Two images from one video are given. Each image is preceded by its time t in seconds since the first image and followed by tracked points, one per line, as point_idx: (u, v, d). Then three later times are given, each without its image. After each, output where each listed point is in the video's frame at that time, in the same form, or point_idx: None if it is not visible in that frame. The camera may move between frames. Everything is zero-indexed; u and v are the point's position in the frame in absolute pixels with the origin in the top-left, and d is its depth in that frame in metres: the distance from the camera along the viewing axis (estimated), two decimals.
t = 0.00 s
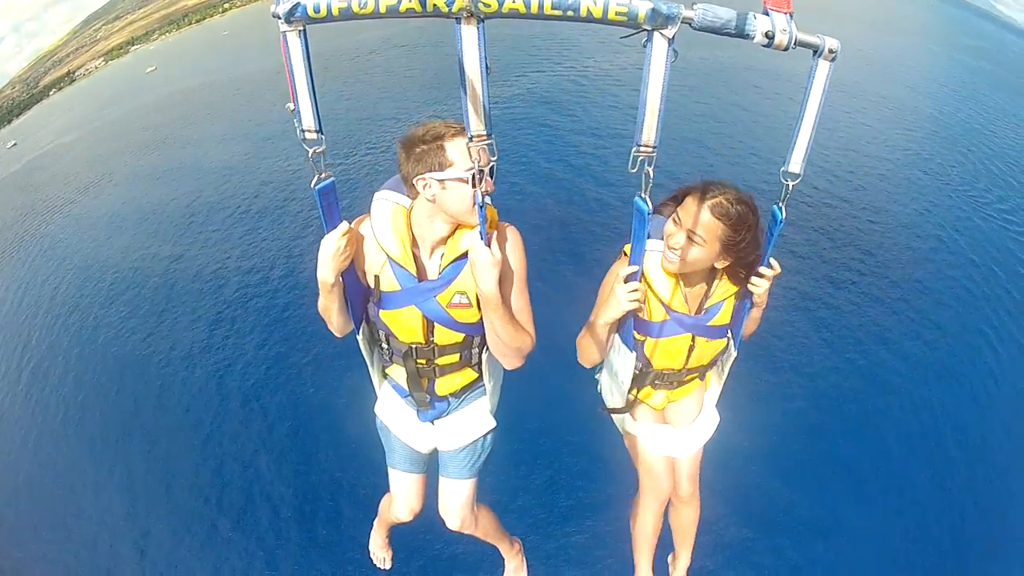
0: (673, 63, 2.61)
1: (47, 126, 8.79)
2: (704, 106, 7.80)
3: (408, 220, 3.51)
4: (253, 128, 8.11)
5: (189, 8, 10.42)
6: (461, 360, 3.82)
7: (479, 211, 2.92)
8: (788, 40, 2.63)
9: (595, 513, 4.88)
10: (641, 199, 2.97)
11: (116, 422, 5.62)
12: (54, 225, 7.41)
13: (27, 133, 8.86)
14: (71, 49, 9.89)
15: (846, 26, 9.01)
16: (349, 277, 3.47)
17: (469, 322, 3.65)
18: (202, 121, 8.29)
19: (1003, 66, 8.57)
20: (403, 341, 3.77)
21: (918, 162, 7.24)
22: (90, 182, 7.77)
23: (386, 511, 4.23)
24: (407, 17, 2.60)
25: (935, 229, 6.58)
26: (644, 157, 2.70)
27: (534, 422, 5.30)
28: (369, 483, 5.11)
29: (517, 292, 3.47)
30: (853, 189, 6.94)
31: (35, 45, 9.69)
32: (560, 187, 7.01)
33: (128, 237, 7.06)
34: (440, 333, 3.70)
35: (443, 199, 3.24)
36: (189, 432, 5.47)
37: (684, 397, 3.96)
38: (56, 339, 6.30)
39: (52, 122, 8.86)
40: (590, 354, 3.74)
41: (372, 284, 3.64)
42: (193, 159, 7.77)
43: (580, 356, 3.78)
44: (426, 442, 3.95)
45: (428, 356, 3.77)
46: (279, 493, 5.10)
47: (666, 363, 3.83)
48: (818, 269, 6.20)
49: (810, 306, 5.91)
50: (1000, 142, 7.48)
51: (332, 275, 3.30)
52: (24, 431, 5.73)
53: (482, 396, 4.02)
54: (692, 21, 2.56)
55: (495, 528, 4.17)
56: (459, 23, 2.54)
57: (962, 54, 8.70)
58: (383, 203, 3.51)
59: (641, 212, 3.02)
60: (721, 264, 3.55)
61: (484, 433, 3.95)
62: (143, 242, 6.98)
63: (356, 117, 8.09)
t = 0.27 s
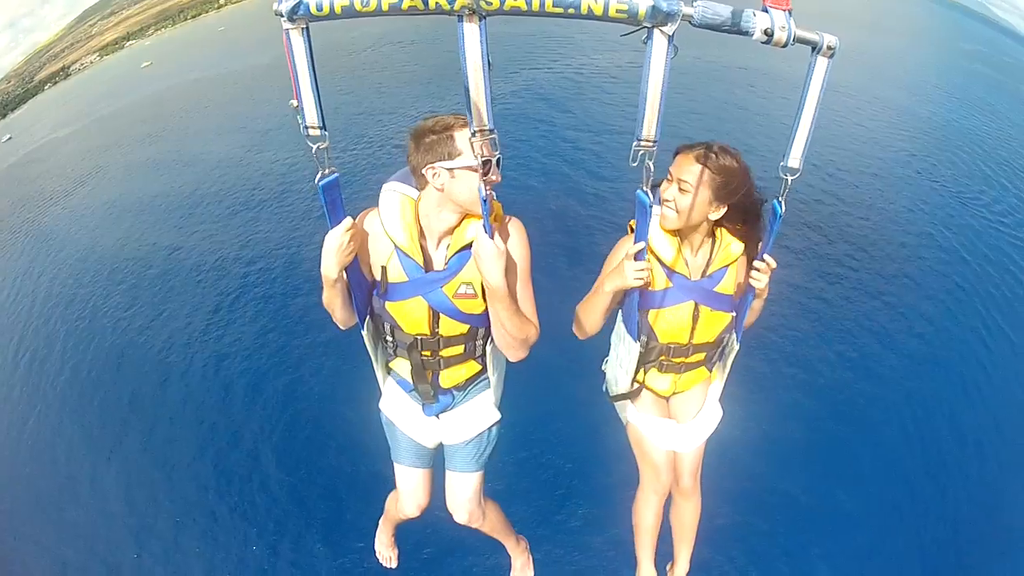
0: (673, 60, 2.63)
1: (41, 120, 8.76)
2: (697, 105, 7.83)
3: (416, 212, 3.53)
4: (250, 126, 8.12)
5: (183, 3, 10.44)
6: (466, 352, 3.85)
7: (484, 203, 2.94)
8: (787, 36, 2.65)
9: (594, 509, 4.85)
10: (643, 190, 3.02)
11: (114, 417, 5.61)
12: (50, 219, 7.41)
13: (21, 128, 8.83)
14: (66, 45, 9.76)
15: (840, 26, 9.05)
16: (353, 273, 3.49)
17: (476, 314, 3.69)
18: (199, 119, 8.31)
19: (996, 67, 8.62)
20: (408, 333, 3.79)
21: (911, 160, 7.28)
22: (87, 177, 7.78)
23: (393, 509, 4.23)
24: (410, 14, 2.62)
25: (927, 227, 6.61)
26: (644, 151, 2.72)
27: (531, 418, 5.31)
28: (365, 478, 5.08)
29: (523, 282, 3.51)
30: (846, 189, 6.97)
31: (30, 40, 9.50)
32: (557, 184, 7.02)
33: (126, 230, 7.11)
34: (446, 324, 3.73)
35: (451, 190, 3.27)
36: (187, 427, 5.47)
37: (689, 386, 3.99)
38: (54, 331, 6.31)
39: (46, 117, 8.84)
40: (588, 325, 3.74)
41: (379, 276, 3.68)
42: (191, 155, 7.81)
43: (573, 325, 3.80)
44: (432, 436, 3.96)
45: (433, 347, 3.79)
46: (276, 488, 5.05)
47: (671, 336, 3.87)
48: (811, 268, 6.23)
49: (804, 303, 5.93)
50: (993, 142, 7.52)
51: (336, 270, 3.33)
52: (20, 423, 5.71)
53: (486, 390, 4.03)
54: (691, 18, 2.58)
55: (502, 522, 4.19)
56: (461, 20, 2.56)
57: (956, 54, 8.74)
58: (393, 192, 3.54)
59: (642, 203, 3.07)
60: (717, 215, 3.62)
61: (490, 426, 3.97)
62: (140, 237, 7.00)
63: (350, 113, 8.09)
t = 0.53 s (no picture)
0: (672, 58, 2.64)
1: (30, 108, 8.74)
2: (688, 106, 7.85)
3: (426, 203, 3.57)
4: (241, 117, 8.13)
5: None
6: (463, 343, 3.86)
7: (482, 200, 2.92)
8: (785, 35, 2.66)
9: (587, 504, 4.82)
10: (642, 186, 3.03)
11: (104, 406, 5.59)
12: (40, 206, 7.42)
13: (10, 115, 8.79)
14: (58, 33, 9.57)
15: (832, 29, 9.09)
16: (350, 269, 3.48)
17: (475, 306, 3.73)
18: (191, 109, 8.32)
19: (986, 74, 8.67)
20: (406, 324, 3.78)
21: (898, 166, 7.33)
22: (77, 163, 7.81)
23: (394, 507, 4.18)
24: (409, 13, 2.63)
25: (914, 230, 6.64)
26: (643, 149, 2.73)
27: (521, 415, 5.30)
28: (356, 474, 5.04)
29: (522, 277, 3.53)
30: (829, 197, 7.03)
31: (22, 27, 9.25)
32: (549, 182, 7.02)
33: (117, 215, 7.17)
34: (446, 315, 3.74)
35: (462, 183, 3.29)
36: (178, 420, 5.43)
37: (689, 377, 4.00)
38: (44, 317, 6.33)
39: (35, 105, 8.81)
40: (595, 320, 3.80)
41: (382, 264, 3.67)
42: (181, 145, 7.85)
43: (584, 323, 3.86)
44: (430, 433, 3.94)
45: (432, 339, 3.80)
46: (268, 483, 5.01)
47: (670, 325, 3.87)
48: (795, 272, 6.28)
49: (789, 306, 5.97)
50: (984, 148, 7.56)
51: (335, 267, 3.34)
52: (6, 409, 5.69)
53: (482, 383, 4.07)
54: (690, 17, 2.59)
55: (503, 517, 4.17)
56: (460, 20, 2.57)
57: (945, 61, 8.78)
58: (404, 180, 3.57)
59: (641, 199, 3.08)
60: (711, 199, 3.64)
61: (488, 419, 3.98)
62: (129, 226, 7.03)
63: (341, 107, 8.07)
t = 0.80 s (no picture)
0: (673, 57, 2.65)
1: (27, 105, 8.76)
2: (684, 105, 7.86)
3: (444, 198, 3.54)
4: (239, 116, 8.14)
5: None
6: (469, 337, 3.88)
7: (483, 196, 2.95)
8: (785, 34, 2.66)
9: (586, 502, 4.81)
10: (645, 187, 3.03)
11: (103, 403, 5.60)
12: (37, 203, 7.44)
13: (7, 113, 8.81)
14: (54, 32, 9.78)
15: (828, 28, 9.10)
16: (356, 266, 3.49)
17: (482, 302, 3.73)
18: (187, 108, 8.34)
19: (982, 74, 8.68)
20: (413, 319, 3.80)
21: (894, 166, 7.34)
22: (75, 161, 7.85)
23: (405, 504, 4.20)
24: (410, 13, 2.64)
25: (910, 229, 6.66)
26: (645, 147, 2.74)
27: (520, 411, 5.29)
28: (354, 471, 5.03)
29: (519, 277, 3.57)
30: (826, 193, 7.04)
31: (18, 27, 9.49)
32: (547, 181, 7.02)
33: (117, 211, 7.20)
34: (453, 310, 3.76)
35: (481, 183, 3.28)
36: (177, 418, 5.43)
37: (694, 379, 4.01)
38: (44, 313, 6.35)
39: (33, 103, 8.84)
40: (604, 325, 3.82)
41: (394, 258, 3.66)
42: (178, 142, 7.87)
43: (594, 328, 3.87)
44: (437, 427, 3.97)
45: (437, 333, 3.80)
46: (267, 482, 5.00)
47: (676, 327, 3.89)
48: (791, 270, 6.28)
49: (789, 302, 5.96)
50: (981, 148, 7.57)
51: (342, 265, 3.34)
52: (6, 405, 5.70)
53: (487, 376, 4.07)
54: (690, 15, 2.60)
55: (515, 508, 4.22)
56: (462, 19, 2.57)
57: (941, 62, 8.79)
58: (422, 173, 3.54)
59: (645, 200, 3.08)
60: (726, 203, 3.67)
61: (494, 412, 4.01)
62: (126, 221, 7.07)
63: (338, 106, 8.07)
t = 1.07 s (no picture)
0: (674, 58, 2.64)
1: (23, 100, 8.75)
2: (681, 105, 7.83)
3: (451, 197, 3.52)
4: (236, 113, 8.10)
5: None
6: (472, 334, 3.88)
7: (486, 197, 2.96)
8: (787, 34, 2.66)
9: (585, 501, 4.78)
10: (646, 190, 3.02)
11: (99, 398, 5.57)
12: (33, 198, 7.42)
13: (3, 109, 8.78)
14: (51, 28, 9.73)
15: (826, 27, 9.10)
16: (359, 264, 3.48)
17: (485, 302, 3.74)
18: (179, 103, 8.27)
19: (980, 76, 8.67)
20: (416, 316, 3.79)
21: (890, 168, 7.32)
22: (71, 155, 7.82)
23: (408, 496, 4.21)
24: (411, 14, 2.63)
25: (909, 229, 6.65)
26: (647, 149, 2.73)
27: (518, 410, 5.27)
28: (350, 470, 5.00)
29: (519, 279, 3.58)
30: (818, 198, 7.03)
31: (15, 23, 9.47)
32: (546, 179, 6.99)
33: (115, 204, 7.20)
34: (457, 309, 3.76)
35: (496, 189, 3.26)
36: (172, 415, 5.38)
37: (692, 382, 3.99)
38: (40, 308, 6.32)
39: (29, 99, 8.82)
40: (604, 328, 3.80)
41: (399, 255, 3.65)
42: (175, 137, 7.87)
43: (592, 331, 3.85)
44: (440, 421, 3.98)
45: (440, 331, 3.79)
46: (263, 480, 4.96)
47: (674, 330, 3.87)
48: (788, 270, 6.26)
49: (784, 304, 5.95)
50: (978, 149, 7.56)
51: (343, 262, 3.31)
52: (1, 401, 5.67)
53: (489, 373, 4.07)
54: (691, 16, 2.59)
55: (517, 497, 4.27)
56: (463, 20, 2.57)
57: (937, 62, 8.80)
58: (430, 170, 3.51)
59: (646, 204, 3.07)
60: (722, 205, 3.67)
61: (496, 405, 4.03)
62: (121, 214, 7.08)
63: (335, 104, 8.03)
